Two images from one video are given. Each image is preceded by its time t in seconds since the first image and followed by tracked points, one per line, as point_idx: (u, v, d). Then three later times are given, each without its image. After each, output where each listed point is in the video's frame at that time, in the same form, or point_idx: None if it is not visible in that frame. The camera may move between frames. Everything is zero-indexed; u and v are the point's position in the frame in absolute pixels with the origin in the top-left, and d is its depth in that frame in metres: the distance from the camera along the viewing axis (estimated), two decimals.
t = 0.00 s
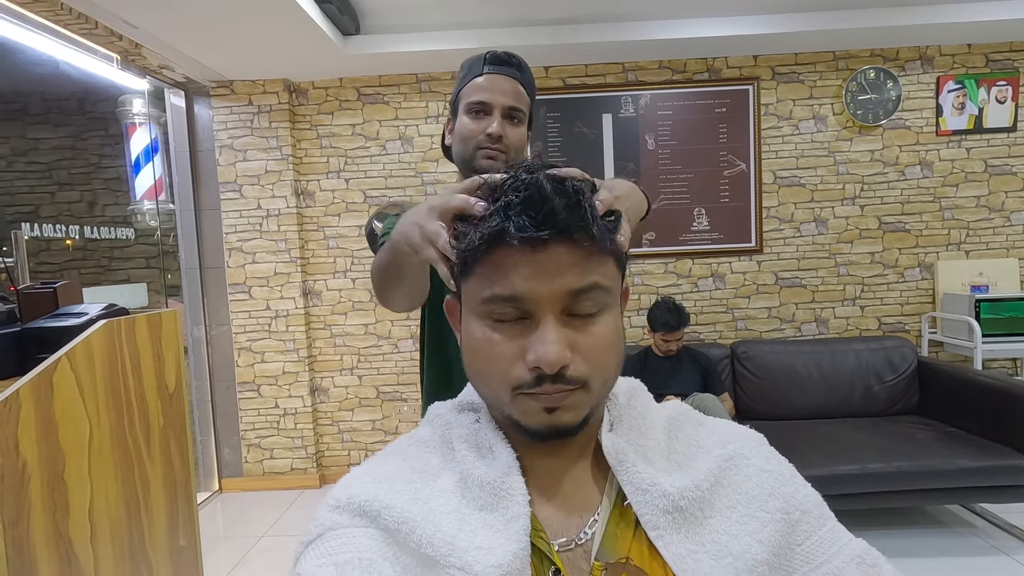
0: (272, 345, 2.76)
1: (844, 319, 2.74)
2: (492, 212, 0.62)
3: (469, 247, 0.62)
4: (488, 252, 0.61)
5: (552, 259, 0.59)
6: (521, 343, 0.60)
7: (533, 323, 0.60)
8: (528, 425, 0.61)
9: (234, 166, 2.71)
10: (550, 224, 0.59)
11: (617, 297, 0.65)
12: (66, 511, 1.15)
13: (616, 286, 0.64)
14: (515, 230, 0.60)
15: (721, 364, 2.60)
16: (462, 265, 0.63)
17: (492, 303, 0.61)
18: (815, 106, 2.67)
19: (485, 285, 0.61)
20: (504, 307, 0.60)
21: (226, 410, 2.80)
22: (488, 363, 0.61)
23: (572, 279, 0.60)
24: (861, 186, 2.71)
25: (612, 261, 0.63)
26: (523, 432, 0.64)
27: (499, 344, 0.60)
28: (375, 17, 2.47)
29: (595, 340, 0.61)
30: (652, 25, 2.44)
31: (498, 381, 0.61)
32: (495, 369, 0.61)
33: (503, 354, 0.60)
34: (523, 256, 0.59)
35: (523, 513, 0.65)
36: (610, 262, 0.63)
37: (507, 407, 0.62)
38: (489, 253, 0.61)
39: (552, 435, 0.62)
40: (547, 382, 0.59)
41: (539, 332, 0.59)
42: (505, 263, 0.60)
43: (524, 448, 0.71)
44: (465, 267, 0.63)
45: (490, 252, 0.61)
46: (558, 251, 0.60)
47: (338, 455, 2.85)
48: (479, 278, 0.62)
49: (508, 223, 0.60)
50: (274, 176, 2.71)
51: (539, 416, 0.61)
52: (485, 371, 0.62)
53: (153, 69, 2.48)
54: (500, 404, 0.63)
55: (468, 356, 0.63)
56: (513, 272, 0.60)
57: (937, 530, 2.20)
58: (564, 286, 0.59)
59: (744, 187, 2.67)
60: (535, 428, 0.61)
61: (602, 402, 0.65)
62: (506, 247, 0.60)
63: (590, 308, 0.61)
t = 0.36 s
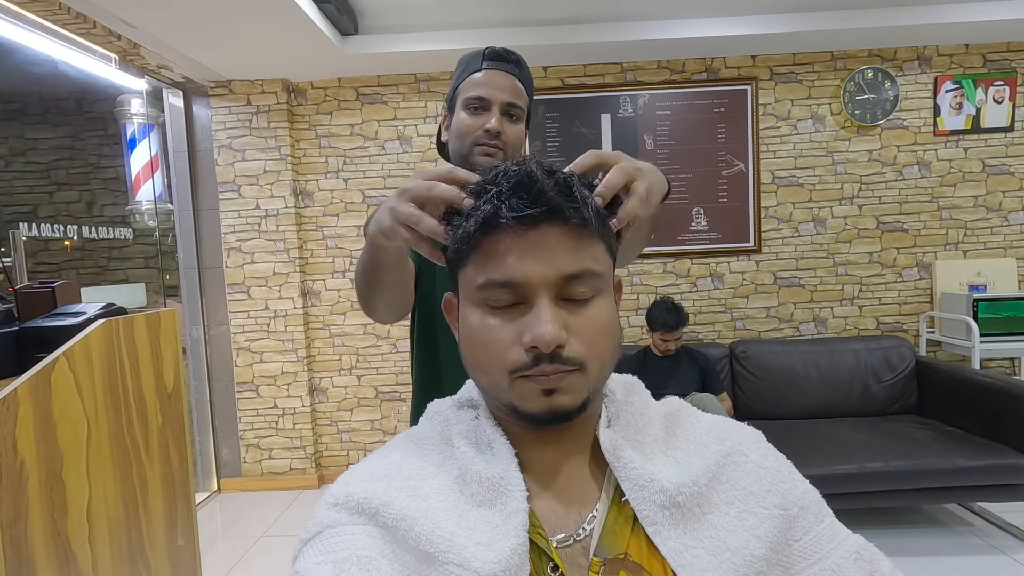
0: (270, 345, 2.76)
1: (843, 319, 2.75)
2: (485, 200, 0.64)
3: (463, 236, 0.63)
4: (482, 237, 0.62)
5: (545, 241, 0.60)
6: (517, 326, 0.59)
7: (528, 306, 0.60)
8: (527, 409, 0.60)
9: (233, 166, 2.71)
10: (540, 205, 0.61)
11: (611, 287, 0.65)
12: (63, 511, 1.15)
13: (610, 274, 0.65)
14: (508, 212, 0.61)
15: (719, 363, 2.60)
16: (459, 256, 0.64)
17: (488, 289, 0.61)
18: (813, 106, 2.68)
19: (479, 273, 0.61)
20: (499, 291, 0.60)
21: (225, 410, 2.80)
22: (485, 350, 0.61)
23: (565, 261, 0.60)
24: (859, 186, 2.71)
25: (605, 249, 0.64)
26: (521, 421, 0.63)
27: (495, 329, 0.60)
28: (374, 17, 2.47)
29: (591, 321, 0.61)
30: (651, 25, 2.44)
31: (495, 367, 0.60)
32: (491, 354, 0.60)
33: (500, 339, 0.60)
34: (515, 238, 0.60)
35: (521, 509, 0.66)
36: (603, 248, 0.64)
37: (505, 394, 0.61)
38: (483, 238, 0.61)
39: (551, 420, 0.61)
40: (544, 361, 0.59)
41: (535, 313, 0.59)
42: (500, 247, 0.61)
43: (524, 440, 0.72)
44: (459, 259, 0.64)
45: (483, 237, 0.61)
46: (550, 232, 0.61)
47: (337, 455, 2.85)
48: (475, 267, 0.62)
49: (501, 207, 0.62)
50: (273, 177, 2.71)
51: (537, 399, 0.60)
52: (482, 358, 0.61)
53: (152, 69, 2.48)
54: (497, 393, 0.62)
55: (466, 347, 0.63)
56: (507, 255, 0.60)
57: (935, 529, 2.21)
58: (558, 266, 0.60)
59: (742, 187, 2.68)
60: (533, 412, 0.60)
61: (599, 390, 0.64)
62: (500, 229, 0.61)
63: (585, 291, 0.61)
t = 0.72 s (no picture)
0: (263, 347, 2.74)
1: (834, 319, 2.77)
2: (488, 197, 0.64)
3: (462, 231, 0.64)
4: (482, 234, 0.62)
5: (545, 241, 0.61)
6: (513, 327, 0.60)
7: (524, 307, 0.60)
8: (518, 413, 0.60)
9: (224, 167, 2.69)
10: (542, 203, 0.61)
11: (614, 296, 0.65)
12: (55, 517, 1.13)
13: (613, 281, 0.64)
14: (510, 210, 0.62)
15: (713, 364, 2.62)
16: (459, 251, 0.65)
17: (485, 287, 0.61)
18: (804, 108, 2.70)
19: (478, 271, 0.62)
20: (496, 290, 0.60)
21: (217, 413, 2.78)
22: (479, 349, 0.61)
23: (564, 263, 0.60)
24: (850, 187, 2.73)
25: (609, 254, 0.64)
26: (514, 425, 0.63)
27: (490, 329, 0.60)
28: (367, 17, 2.46)
29: (587, 326, 0.60)
30: (643, 26, 2.45)
31: (488, 367, 0.60)
32: (485, 355, 0.60)
33: (495, 339, 0.60)
34: (516, 235, 0.61)
35: (521, 517, 0.66)
36: (606, 254, 0.64)
37: (498, 395, 0.61)
38: (482, 234, 0.62)
39: (542, 426, 0.61)
40: (537, 364, 0.59)
41: (530, 314, 0.59)
42: (500, 245, 0.61)
43: (525, 448, 0.72)
44: (461, 254, 0.64)
45: (485, 232, 0.62)
46: (553, 233, 0.61)
47: (330, 457, 2.84)
48: (473, 265, 0.63)
49: (504, 203, 0.63)
50: (264, 178, 2.69)
51: (529, 403, 0.60)
52: (477, 359, 0.61)
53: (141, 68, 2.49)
54: (491, 394, 0.62)
55: (462, 348, 0.63)
56: (506, 253, 0.61)
57: (926, 527, 2.23)
58: (556, 269, 0.60)
59: (734, 188, 2.69)
60: (524, 416, 0.60)
61: (596, 399, 0.63)
62: (502, 226, 0.62)
63: (584, 296, 0.61)
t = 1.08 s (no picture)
0: (246, 349, 2.70)
1: (816, 317, 2.81)
2: (531, 197, 0.63)
3: (495, 223, 0.63)
4: (513, 234, 0.61)
5: (576, 257, 0.60)
6: (524, 335, 0.59)
7: (541, 316, 0.59)
8: (514, 421, 0.60)
9: (205, 167, 2.65)
10: (583, 219, 0.60)
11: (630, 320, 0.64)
12: (30, 526, 1.11)
13: (631, 306, 0.64)
14: (548, 220, 0.60)
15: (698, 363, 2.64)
16: (484, 243, 0.64)
17: (504, 288, 0.61)
18: (787, 109, 2.73)
19: (500, 270, 0.61)
20: (516, 294, 0.60)
21: (199, 416, 2.74)
22: (488, 350, 0.60)
23: (589, 282, 0.60)
24: (831, 187, 2.77)
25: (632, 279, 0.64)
26: (508, 430, 0.63)
27: (501, 331, 0.60)
28: (350, 16, 2.44)
29: (600, 348, 0.60)
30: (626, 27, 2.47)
31: (493, 369, 0.60)
32: (493, 357, 0.60)
33: (505, 342, 0.59)
34: (550, 244, 0.60)
35: (508, 524, 0.66)
36: (629, 279, 0.63)
37: (498, 398, 0.61)
38: (512, 235, 0.61)
39: (536, 438, 0.61)
40: (544, 377, 0.58)
41: (545, 325, 0.59)
42: (528, 250, 0.60)
43: (516, 453, 0.71)
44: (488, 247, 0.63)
45: (520, 234, 0.61)
46: (586, 251, 0.60)
47: (315, 460, 2.81)
48: (497, 262, 0.62)
49: (543, 210, 0.61)
50: (247, 178, 2.66)
51: (527, 413, 0.60)
52: (483, 359, 0.61)
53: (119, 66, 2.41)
54: (490, 395, 0.61)
55: (468, 343, 0.62)
56: (534, 260, 0.60)
57: (906, 522, 2.27)
58: (579, 287, 0.59)
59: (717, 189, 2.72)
60: (520, 425, 0.60)
61: (594, 418, 0.63)
62: (537, 232, 0.60)
63: (602, 317, 0.61)
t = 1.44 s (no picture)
0: (206, 354, 2.61)
1: (775, 313, 2.92)
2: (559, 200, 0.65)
3: (521, 223, 0.65)
4: (542, 237, 0.63)
5: (603, 264, 0.63)
6: (546, 338, 0.61)
7: (564, 320, 0.62)
8: (531, 422, 0.62)
9: (160, 165, 2.54)
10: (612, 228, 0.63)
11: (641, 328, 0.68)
12: None
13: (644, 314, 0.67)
14: (581, 223, 0.63)
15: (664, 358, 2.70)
16: (508, 242, 0.66)
17: (529, 290, 0.62)
18: (746, 111, 2.82)
19: (526, 271, 0.63)
20: (541, 296, 0.62)
21: (156, 425, 2.63)
22: (508, 351, 0.62)
23: (613, 290, 0.62)
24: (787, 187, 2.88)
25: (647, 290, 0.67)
26: (521, 431, 0.64)
27: (523, 333, 0.62)
28: (313, 11, 2.38)
29: (616, 353, 0.63)
30: (593, 29, 2.50)
31: (514, 370, 0.62)
32: (514, 358, 0.62)
33: (525, 344, 0.61)
34: (579, 250, 0.62)
35: (514, 527, 0.66)
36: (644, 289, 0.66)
37: (516, 398, 0.62)
38: (540, 238, 0.64)
39: (552, 438, 0.63)
40: (565, 380, 0.60)
41: (568, 329, 0.61)
42: (556, 254, 0.63)
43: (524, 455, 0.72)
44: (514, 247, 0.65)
45: (550, 238, 0.63)
46: (610, 259, 0.63)
47: (281, 466, 2.74)
48: (522, 263, 0.64)
49: (572, 213, 0.64)
50: (205, 177, 2.56)
51: (544, 415, 0.61)
52: (503, 360, 0.62)
53: (64, 57, 2.30)
54: (508, 396, 0.63)
55: (487, 342, 0.64)
56: (562, 263, 0.62)
57: (861, 506, 2.39)
58: (604, 294, 0.62)
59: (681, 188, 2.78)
60: (536, 426, 0.62)
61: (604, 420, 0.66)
62: (567, 236, 0.63)
63: (621, 323, 0.64)
